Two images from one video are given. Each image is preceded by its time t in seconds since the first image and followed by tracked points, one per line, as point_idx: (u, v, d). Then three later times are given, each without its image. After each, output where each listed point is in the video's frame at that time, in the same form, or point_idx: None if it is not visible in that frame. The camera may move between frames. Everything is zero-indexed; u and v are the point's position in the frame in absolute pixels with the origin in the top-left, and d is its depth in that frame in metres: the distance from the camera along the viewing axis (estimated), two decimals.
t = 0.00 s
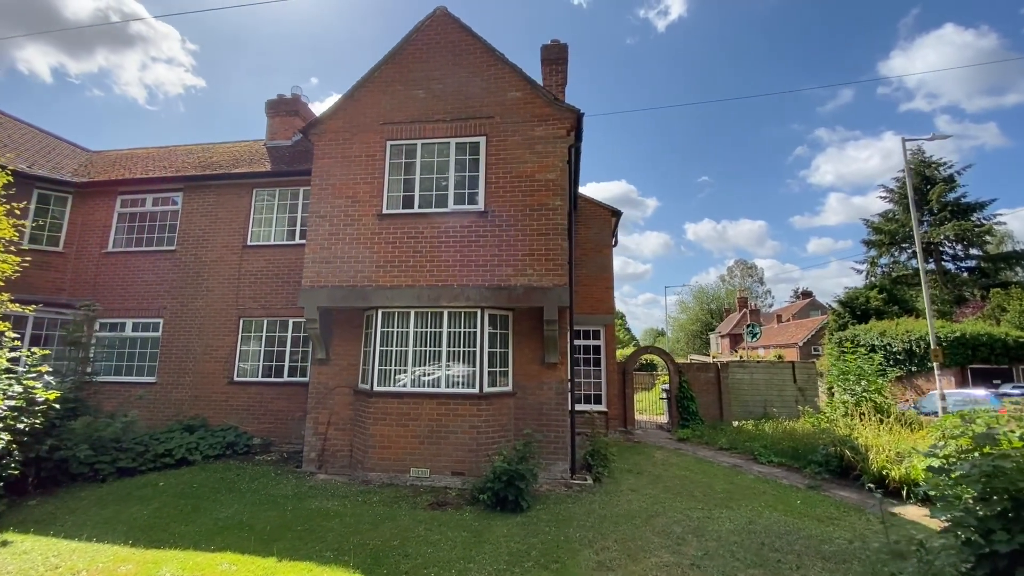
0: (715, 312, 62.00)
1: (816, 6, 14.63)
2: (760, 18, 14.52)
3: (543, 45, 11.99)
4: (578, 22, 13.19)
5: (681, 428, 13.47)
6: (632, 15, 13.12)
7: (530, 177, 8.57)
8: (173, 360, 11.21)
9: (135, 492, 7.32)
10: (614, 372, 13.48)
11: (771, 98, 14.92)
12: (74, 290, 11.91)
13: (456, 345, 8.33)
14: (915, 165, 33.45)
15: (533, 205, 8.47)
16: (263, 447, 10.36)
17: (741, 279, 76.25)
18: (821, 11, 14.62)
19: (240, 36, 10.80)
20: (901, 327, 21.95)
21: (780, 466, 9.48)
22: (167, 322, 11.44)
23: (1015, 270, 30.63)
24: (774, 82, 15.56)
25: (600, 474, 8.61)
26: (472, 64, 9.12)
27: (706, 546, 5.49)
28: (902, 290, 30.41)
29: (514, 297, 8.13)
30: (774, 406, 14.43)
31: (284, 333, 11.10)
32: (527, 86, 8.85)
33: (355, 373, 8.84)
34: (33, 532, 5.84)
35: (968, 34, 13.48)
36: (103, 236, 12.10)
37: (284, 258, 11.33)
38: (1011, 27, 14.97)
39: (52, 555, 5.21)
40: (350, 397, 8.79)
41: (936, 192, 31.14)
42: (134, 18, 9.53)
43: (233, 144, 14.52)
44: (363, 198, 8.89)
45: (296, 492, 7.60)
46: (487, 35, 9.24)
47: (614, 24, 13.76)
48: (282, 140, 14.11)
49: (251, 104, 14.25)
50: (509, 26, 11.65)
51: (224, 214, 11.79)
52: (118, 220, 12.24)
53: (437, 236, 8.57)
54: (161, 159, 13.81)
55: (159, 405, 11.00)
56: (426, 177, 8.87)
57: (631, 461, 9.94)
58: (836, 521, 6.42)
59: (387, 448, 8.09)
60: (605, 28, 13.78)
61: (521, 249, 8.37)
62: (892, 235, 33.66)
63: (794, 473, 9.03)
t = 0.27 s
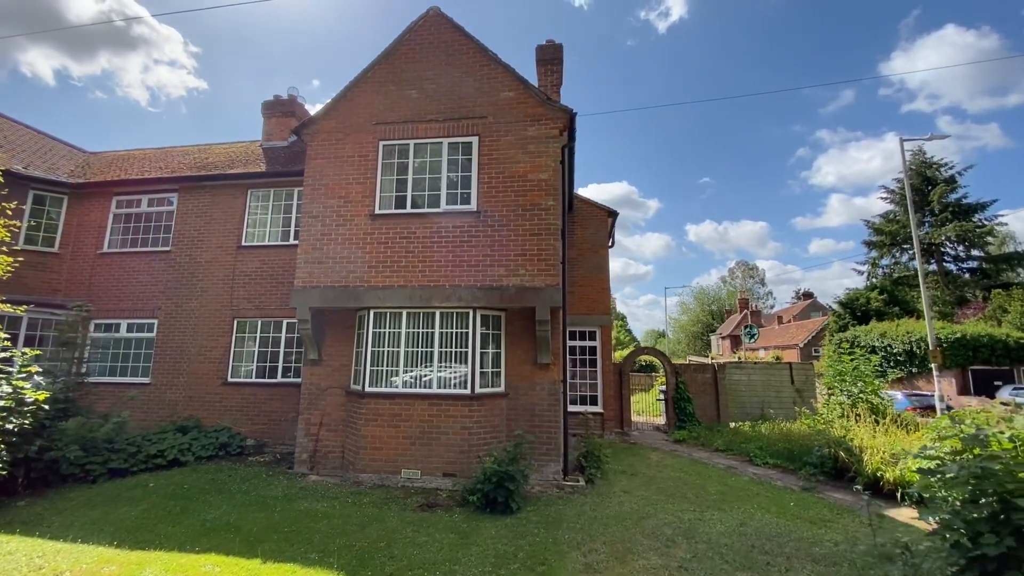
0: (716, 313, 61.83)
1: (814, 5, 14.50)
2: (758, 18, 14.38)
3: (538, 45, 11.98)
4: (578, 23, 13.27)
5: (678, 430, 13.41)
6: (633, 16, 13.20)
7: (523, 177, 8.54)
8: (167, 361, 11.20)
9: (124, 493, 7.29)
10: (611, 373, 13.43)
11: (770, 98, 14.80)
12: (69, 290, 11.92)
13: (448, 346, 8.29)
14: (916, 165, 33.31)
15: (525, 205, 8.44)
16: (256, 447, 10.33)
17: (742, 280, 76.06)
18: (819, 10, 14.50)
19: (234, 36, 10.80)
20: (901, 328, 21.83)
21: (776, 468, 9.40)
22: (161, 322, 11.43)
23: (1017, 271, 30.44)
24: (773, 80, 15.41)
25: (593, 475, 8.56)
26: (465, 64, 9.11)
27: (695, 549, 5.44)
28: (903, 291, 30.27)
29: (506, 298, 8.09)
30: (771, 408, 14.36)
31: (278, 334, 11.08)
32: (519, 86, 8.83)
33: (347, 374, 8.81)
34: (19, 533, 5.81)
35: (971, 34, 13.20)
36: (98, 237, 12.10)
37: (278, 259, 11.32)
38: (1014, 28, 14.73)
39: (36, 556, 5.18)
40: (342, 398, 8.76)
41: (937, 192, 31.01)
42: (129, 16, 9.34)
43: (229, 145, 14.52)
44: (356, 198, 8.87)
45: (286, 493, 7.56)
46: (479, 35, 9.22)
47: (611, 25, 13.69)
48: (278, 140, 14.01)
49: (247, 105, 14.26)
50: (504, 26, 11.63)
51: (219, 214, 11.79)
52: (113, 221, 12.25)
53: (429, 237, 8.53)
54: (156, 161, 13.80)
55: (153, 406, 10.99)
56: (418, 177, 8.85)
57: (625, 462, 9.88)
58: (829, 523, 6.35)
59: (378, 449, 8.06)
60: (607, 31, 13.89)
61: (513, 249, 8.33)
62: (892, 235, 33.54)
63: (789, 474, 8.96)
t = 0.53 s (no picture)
0: (718, 315, 61.60)
1: (815, 6, 14.33)
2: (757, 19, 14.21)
3: (533, 46, 11.98)
4: (580, 26, 13.28)
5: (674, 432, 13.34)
6: (636, 18, 13.20)
7: (515, 177, 8.51)
8: (162, 363, 11.20)
9: (114, 496, 7.28)
10: (607, 375, 13.37)
11: (769, 98, 14.67)
12: (65, 292, 11.95)
13: (439, 347, 8.25)
14: (918, 166, 33.11)
15: (517, 206, 8.40)
16: (250, 449, 10.32)
17: (745, 281, 75.77)
18: (819, 11, 14.32)
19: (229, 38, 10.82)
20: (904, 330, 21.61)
21: (771, 470, 9.32)
22: (156, 324, 11.44)
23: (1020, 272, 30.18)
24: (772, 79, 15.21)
25: (586, 478, 8.50)
26: (457, 65, 9.09)
27: (683, 554, 5.37)
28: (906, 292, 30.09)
29: (497, 299, 8.06)
30: (769, 410, 14.26)
31: (272, 336, 11.07)
32: (511, 86, 8.80)
33: (339, 376, 8.78)
34: (5, 536, 5.80)
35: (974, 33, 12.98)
36: (94, 239, 12.13)
37: (272, 261, 11.31)
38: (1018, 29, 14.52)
39: (20, 559, 5.16)
40: (334, 400, 8.73)
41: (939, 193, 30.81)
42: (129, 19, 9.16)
43: (226, 147, 14.54)
44: (348, 199, 8.85)
45: (276, 496, 7.53)
46: (472, 36, 9.20)
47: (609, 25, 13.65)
48: (274, 142, 13.91)
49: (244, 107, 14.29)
50: (498, 27, 11.61)
51: (214, 216, 11.80)
52: (109, 223, 12.27)
53: (421, 238, 8.51)
54: (153, 163, 13.82)
55: (148, 408, 10.99)
56: (410, 179, 8.83)
57: (619, 465, 9.82)
58: (821, 528, 6.27)
59: (369, 452, 8.02)
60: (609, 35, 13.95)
61: (505, 250, 8.29)
62: (895, 236, 33.34)
63: (785, 477, 8.87)
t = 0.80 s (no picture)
0: (723, 316, 61.24)
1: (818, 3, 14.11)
2: (759, 17, 14.08)
3: (530, 47, 11.96)
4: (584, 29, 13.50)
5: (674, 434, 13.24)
6: (640, 20, 13.42)
7: (509, 178, 8.47)
8: (160, 365, 11.24)
9: (108, 497, 7.29)
10: (606, 377, 13.30)
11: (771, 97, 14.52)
12: (66, 295, 12.05)
13: (434, 349, 8.22)
14: (924, 165, 32.77)
15: (511, 207, 8.37)
16: (247, 451, 10.33)
17: (750, 282, 75.30)
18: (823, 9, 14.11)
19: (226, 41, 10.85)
20: (909, 331, 21.29)
21: (770, 473, 9.21)
22: (155, 326, 11.49)
23: None
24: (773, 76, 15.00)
25: (582, 481, 8.44)
26: (452, 67, 9.08)
27: (674, 558, 5.29)
28: (911, 293, 29.79)
29: (491, 300, 8.02)
30: (770, 412, 14.13)
31: (269, 337, 11.08)
32: (506, 87, 8.77)
33: (334, 378, 8.76)
34: None
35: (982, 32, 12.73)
36: (95, 241, 12.21)
37: (270, 262, 11.34)
38: None
39: (10, 560, 5.16)
40: (329, 402, 8.72)
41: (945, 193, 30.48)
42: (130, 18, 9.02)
43: (226, 149, 14.61)
44: (342, 201, 8.85)
45: (270, 497, 7.52)
46: (467, 37, 9.18)
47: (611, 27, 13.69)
48: (273, 144, 13.80)
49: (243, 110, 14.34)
50: (495, 28, 11.61)
51: (212, 218, 11.84)
52: (109, 225, 12.34)
53: (415, 239, 8.49)
54: (153, 166, 13.88)
55: (146, 409, 11.04)
56: (405, 180, 8.81)
57: (615, 467, 9.75)
58: (817, 532, 6.18)
59: (363, 454, 8.00)
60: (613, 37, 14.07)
61: (499, 251, 8.26)
62: (901, 236, 33.01)
63: (783, 481, 8.77)
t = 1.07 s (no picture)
0: (732, 316, 60.65)
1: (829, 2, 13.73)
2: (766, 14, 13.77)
3: (532, 46, 11.92)
4: (592, 29, 13.45)
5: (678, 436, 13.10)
6: (647, 19, 13.27)
7: (509, 177, 8.43)
8: (165, 364, 11.35)
9: (110, 495, 7.36)
10: (609, 378, 13.20)
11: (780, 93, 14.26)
12: (74, 295, 12.23)
13: (433, 349, 8.19)
14: (937, 163, 32.16)
15: (511, 206, 8.33)
16: (250, 450, 10.38)
17: (759, 283, 74.51)
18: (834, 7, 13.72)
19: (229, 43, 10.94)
20: (922, 331, 20.86)
21: (775, 476, 9.06)
22: (160, 326, 11.61)
23: None
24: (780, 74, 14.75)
25: (582, 482, 8.37)
26: (452, 66, 9.06)
27: (671, 562, 5.21)
28: (925, 293, 29.22)
29: (490, 300, 7.98)
30: (776, 413, 13.94)
31: (272, 337, 11.14)
32: (505, 86, 8.73)
33: (334, 378, 8.78)
34: None
35: (997, 27, 12.39)
36: (102, 242, 12.38)
37: (273, 263, 11.41)
38: None
39: (9, 557, 5.22)
40: (330, 402, 8.73)
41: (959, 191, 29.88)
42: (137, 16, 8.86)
43: (232, 151, 14.75)
44: (343, 201, 8.87)
45: (269, 497, 7.54)
46: (466, 36, 9.16)
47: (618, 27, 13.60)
48: (277, 147, 13.75)
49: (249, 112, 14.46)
50: (496, 28, 11.60)
51: (216, 219, 11.95)
52: (117, 226, 12.51)
53: (415, 239, 8.48)
54: (160, 168, 14.05)
55: (152, 408, 11.16)
56: (405, 180, 8.81)
57: (617, 469, 9.65)
58: (821, 536, 6.04)
59: (362, 454, 8.00)
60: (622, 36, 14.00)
61: (498, 251, 8.22)
62: (914, 236, 32.41)
63: (788, 484, 8.62)
